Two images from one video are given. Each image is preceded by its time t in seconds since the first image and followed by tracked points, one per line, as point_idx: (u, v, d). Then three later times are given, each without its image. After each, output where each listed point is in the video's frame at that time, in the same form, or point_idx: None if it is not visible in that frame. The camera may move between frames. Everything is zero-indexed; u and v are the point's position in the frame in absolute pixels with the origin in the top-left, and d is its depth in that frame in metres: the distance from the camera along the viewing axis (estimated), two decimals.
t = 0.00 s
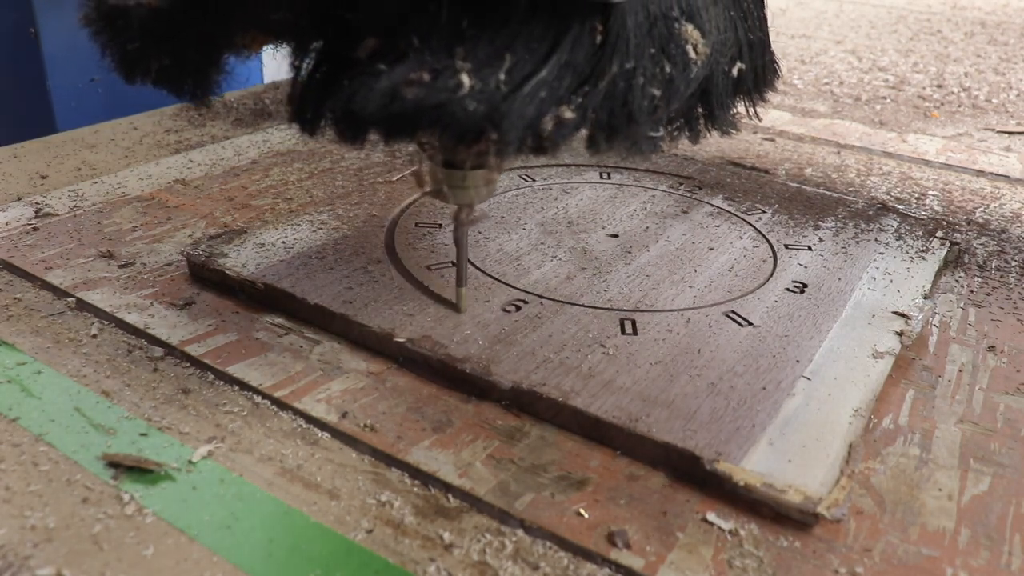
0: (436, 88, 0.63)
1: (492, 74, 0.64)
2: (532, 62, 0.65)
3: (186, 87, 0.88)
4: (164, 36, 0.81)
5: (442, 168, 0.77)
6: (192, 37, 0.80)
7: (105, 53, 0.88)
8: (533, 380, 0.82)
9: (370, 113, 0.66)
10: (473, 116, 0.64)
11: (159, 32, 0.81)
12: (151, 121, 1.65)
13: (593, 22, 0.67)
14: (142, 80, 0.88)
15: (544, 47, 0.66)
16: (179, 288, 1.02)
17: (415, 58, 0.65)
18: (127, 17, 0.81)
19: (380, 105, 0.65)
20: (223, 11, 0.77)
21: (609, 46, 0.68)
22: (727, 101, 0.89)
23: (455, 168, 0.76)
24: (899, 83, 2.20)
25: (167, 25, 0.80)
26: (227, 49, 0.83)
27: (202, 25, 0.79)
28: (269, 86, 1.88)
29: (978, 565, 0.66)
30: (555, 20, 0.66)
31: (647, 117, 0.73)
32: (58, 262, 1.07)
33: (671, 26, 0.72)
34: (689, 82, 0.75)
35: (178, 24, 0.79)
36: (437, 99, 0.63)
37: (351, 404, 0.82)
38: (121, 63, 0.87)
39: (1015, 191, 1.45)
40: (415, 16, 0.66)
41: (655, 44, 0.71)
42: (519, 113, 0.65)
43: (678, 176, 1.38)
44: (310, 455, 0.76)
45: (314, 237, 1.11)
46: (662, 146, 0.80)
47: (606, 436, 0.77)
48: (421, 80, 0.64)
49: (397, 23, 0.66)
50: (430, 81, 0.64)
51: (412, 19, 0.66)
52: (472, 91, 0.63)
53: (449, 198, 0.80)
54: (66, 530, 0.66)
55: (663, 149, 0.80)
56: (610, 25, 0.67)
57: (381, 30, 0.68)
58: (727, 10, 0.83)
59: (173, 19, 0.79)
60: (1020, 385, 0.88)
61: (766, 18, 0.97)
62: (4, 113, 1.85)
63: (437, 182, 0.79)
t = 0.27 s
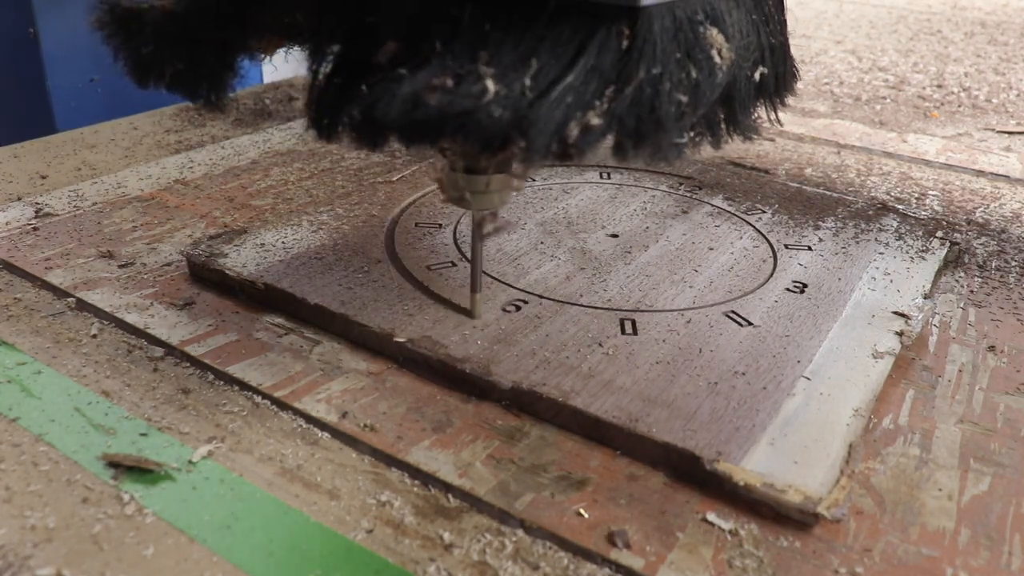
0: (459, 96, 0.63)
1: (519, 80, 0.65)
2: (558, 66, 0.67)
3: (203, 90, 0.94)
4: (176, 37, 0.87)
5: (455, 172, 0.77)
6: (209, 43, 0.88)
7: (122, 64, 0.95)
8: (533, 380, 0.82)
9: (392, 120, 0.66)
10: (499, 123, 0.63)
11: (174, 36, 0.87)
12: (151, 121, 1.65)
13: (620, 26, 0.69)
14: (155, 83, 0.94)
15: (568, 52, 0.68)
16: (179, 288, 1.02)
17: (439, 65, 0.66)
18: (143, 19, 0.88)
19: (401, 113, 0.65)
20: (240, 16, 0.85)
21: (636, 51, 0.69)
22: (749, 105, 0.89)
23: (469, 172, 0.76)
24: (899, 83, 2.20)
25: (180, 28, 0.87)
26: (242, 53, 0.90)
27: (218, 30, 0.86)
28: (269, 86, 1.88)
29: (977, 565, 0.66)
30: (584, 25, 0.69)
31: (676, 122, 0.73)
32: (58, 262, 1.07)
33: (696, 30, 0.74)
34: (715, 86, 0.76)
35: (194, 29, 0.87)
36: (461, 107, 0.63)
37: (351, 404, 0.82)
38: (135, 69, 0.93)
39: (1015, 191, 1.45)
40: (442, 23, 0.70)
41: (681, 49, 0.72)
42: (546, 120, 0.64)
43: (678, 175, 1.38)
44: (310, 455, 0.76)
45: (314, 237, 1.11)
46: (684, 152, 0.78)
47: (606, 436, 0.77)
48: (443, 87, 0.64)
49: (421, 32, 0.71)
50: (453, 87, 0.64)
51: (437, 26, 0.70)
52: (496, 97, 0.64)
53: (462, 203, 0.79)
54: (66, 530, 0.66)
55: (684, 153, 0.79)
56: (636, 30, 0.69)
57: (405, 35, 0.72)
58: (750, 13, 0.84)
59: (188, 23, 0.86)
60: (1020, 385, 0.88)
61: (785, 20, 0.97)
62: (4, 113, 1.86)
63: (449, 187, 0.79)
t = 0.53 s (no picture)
0: (485, 101, 0.62)
1: (547, 84, 0.64)
2: (585, 72, 0.66)
3: (216, 92, 0.95)
4: (192, 39, 0.89)
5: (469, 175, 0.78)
6: (223, 45, 0.89)
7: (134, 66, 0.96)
8: (533, 380, 0.82)
9: (416, 124, 0.64)
10: (527, 129, 0.62)
11: (189, 37, 0.89)
12: (151, 120, 1.65)
13: (648, 30, 0.67)
14: (167, 83, 0.95)
15: (596, 56, 0.67)
16: (179, 288, 1.02)
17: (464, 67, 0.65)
18: (159, 21, 0.89)
19: (427, 117, 0.63)
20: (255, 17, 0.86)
21: (665, 55, 0.67)
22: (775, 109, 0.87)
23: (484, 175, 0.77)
24: (899, 83, 2.20)
25: (196, 30, 0.88)
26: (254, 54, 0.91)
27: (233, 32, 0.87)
28: (269, 86, 1.87)
29: (977, 565, 0.66)
30: (611, 29, 0.67)
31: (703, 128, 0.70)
32: (59, 262, 1.07)
33: (723, 35, 0.72)
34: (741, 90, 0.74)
35: (209, 30, 0.88)
36: (488, 112, 0.61)
37: (351, 404, 0.82)
38: (150, 71, 0.93)
39: (1015, 191, 1.45)
40: (466, 26, 0.69)
41: (708, 53, 0.70)
42: (575, 125, 0.63)
43: (679, 175, 1.38)
44: (310, 455, 0.76)
45: (314, 237, 1.11)
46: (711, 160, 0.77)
47: (605, 436, 0.77)
48: (471, 91, 0.63)
49: (442, 34, 0.70)
50: (479, 91, 0.63)
51: (461, 31, 0.69)
52: (523, 102, 0.62)
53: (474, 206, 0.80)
54: (66, 530, 0.66)
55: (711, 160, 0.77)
56: (665, 34, 0.67)
57: (428, 39, 0.71)
58: (773, 17, 0.82)
59: (204, 24, 0.88)
60: (1020, 385, 0.88)
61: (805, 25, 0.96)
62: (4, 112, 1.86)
63: (470, 193, 0.79)
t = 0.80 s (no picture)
0: (513, 107, 0.61)
1: (577, 89, 0.63)
2: (615, 78, 0.65)
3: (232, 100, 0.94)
4: (209, 40, 0.88)
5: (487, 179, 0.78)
6: (242, 46, 0.88)
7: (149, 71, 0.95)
8: (533, 380, 0.82)
9: (442, 130, 0.63)
10: (557, 135, 0.61)
11: (206, 40, 0.88)
12: (151, 121, 1.65)
13: (678, 35, 0.67)
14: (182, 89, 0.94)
15: (624, 62, 0.66)
16: (179, 288, 1.02)
17: (489, 72, 0.64)
18: (176, 24, 0.90)
19: (453, 123, 0.62)
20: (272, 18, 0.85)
21: (695, 59, 0.67)
22: (796, 113, 0.86)
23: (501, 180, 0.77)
24: (899, 83, 2.20)
25: (214, 32, 0.87)
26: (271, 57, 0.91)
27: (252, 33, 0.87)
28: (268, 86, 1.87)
29: (978, 565, 0.66)
30: (641, 34, 0.67)
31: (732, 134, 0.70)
32: (59, 262, 1.07)
33: (751, 40, 0.72)
34: (768, 94, 0.75)
35: (228, 32, 0.87)
36: (517, 118, 0.60)
37: (350, 404, 0.82)
38: (164, 74, 0.92)
39: (1015, 191, 1.45)
40: (490, 29, 0.69)
41: (737, 59, 0.70)
42: (606, 132, 0.62)
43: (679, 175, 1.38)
44: (310, 455, 0.76)
45: (313, 237, 1.11)
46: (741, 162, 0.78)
47: (605, 436, 0.77)
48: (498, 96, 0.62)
49: (466, 37, 0.70)
50: (505, 97, 0.62)
51: (486, 36, 0.69)
52: (552, 108, 0.61)
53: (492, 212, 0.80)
54: (66, 530, 0.66)
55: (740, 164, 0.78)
56: (695, 38, 0.66)
57: (450, 44, 0.70)
58: (797, 21, 0.82)
59: (222, 26, 0.87)
60: (1020, 385, 0.88)
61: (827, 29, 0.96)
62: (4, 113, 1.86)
63: (494, 198, 0.78)
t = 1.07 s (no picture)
0: (544, 112, 0.61)
1: (611, 94, 0.63)
2: (646, 84, 0.64)
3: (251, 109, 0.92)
4: (229, 46, 0.86)
5: (507, 183, 0.76)
6: (262, 53, 0.85)
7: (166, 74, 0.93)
8: (533, 380, 0.82)
9: (471, 135, 0.64)
10: (590, 139, 0.62)
11: (227, 45, 0.86)
12: (151, 120, 1.65)
13: (710, 40, 0.65)
14: (200, 91, 0.92)
15: (657, 68, 0.65)
16: (179, 288, 1.02)
17: (519, 77, 0.64)
18: (196, 27, 0.88)
19: (483, 129, 0.63)
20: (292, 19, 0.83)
21: (727, 64, 0.65)
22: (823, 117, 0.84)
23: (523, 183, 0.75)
24: (898, 83, 2.20)
25: (234, 37, 0.85)
26: (291, 62, 0.88)
27: (273, 38, 0.85)
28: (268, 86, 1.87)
29: (978, 565, 0.66)
30: (671, 37, 0.65)
31: (765, 138, 0.67)
32: (59, 262, 1.07)
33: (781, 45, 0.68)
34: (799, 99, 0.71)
35: (248, 37, 0.85)
36: (547, 124, 0.61)
37: (351, 404, 0.82)
38: (184, 79, 0.90)
39: (1015, 191, 1.45)
40: (519, 33, 0.69)
41: (768, 63, 0.67)
42: (641, 138, 0.62)
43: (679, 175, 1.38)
44: (310, 455, 0.76)
45: (314, 237, 1.11)
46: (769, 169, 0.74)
47: (605, 435, 0.77)
48: (528, 102, 0.62)
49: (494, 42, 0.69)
50: (537, 103, 0.62)
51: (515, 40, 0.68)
52: (584, 113, 0.62)
53: (512, 218, 0.78)
54: (66, 530, 0.66)
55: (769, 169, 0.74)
56: (727, 41, 0.64)
57: (477, 47, 0.70)
58: (823, 24, 0.80)
59: (242, 30, 0.85)
60: (1020, 385, 0.88)
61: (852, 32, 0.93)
62: (4, 114, 1.86)
63: (521, 200, 0.76)
